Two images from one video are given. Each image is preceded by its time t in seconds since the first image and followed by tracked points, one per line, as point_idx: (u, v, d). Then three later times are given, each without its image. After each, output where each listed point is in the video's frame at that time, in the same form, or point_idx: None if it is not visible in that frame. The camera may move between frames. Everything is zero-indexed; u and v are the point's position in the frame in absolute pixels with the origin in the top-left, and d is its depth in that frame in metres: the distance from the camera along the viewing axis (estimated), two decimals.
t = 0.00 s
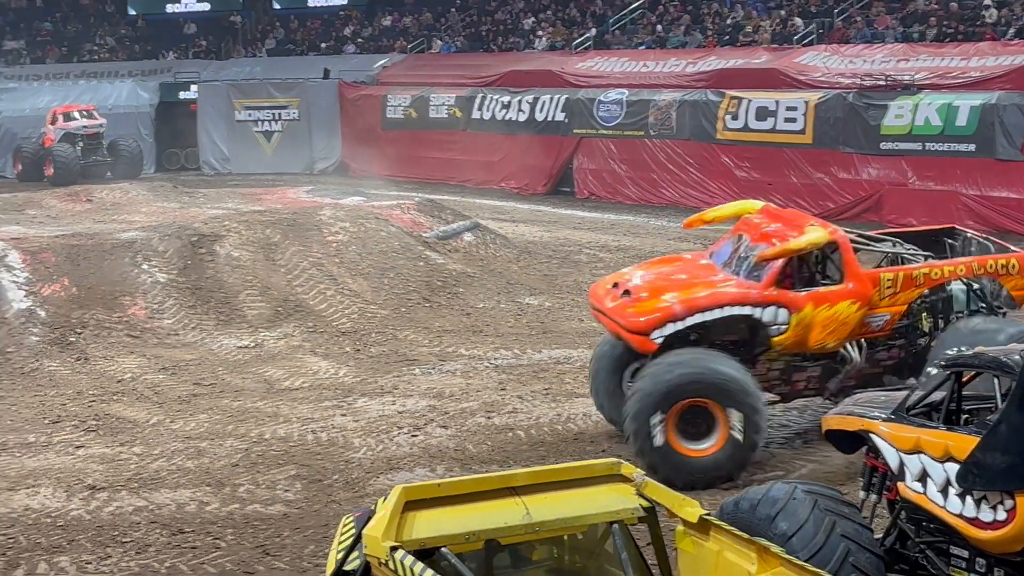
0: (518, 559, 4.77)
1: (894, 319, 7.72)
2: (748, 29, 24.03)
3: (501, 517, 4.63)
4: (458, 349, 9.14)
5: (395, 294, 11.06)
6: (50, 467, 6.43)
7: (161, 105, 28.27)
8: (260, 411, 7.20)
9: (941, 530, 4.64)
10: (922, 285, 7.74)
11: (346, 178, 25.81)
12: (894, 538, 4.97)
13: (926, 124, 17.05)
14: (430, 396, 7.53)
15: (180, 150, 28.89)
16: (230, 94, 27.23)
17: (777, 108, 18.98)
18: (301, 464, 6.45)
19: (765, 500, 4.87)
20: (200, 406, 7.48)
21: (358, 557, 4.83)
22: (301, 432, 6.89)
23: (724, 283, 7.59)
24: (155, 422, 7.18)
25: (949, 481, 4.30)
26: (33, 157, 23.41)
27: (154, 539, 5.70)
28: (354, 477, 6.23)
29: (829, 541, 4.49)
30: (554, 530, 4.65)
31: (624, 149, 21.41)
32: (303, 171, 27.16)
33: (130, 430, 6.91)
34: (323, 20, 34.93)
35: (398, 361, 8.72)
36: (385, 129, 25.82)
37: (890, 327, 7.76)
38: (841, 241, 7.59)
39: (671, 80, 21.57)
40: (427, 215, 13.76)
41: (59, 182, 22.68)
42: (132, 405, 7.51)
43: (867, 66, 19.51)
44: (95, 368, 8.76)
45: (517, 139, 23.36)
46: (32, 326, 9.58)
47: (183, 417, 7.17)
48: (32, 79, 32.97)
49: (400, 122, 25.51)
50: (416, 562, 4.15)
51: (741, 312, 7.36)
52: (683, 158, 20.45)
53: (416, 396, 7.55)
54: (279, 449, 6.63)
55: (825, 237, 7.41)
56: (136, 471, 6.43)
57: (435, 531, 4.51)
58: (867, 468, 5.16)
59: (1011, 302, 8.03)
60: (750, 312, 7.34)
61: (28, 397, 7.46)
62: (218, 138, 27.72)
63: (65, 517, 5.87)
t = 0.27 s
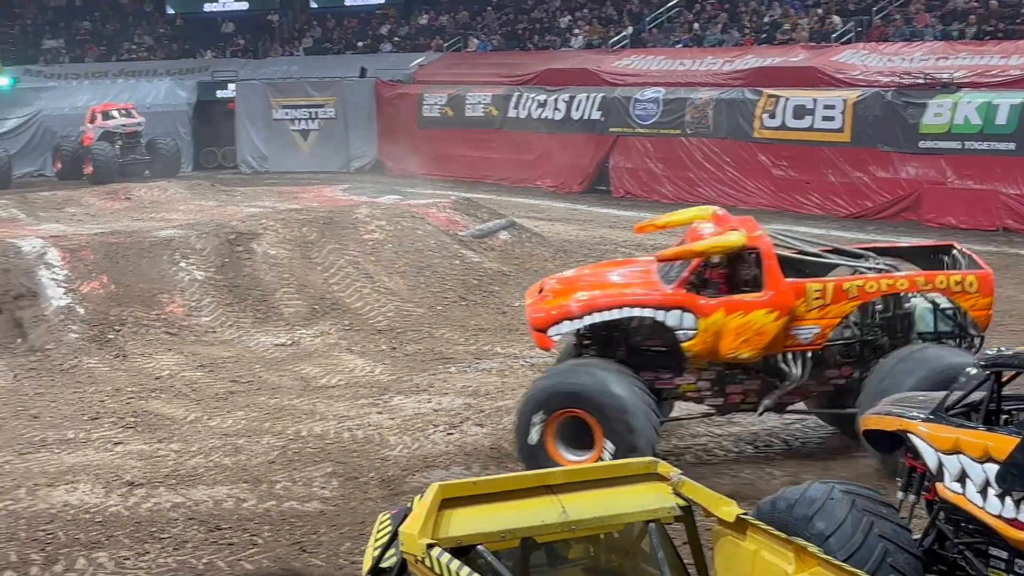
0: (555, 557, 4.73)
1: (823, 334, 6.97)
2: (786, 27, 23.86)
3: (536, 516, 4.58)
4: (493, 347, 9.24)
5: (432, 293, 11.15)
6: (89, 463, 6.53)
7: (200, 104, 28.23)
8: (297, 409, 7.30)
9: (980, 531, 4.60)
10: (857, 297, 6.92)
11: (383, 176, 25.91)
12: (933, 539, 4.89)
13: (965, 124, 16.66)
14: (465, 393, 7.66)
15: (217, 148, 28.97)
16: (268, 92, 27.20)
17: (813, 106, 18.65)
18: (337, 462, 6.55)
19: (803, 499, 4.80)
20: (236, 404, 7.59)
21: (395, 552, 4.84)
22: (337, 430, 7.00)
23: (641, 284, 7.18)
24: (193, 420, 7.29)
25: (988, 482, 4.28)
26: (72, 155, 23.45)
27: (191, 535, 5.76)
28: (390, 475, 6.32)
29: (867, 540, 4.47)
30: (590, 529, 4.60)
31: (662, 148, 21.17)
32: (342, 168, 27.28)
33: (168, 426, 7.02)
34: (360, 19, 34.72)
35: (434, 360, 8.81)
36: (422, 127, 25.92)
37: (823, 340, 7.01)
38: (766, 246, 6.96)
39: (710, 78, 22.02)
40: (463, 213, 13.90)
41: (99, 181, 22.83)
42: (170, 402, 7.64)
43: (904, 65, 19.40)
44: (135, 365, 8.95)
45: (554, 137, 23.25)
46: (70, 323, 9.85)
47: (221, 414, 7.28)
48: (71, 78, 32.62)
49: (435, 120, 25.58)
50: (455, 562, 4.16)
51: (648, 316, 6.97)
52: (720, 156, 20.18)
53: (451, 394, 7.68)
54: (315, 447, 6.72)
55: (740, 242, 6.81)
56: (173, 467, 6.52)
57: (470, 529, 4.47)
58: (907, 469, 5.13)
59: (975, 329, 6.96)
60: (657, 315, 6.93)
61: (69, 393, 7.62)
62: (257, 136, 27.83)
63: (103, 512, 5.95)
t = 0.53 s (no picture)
0: (595, 557, 4.56)
1: (715, 357, 6.90)
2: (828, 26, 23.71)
3: (576, 515, 4.55)
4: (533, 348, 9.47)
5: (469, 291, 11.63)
6: (132, 460, 6.72)
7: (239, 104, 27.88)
8: (338, 408, 7.48)
9: None
10: (751, 322, 6.85)
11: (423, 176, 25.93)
12: (975, 541, 4.85)
13: (1010, 123, 16.67)
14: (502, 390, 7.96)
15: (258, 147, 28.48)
16: (308, 92, 26.92)
17: (856, 104, 18.47)
18: (377, 459, 6.79)
19: (845, 500, 4.75)
20: (278, 402, 7.82)
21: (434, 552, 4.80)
22: (379, 426, 7.27)
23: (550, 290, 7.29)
24: (234, 418, 7.48)
25: None
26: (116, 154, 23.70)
27: (233, 532, 5.86)
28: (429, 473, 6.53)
29: (909, 542, 4.44)
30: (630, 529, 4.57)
31: (704, 147, 20.96)
32: (382, 168, 27.05)
33: (211, 424, 7.23)
34: (400, 18, 34.37)
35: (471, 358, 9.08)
36: (461, 126, 25.77)
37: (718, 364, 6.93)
38: (666, 262, 6.96)
39: (750, 79, 21.93)
40: (503, 213, 14.34)
41: (141, 179, 23.09)
42: (212, 399, 7.88)
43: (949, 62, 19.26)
44: (176, 363, 9.41)
45: (594, 136, 23.07)
46: (114, 321, 10.27)
47: (262, 412, 7.46)
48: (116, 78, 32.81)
49: (475, 119, 25.47)
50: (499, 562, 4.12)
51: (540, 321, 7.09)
52: (762, 156, 20.03)
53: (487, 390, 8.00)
54: (355, 446, 6.90)
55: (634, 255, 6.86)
56: (215, 464, 6.70)
57: (512, 528, 4.44)
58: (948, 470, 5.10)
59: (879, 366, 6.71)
60: (548, 321, 7.03)
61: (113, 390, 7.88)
62: (296, 135, 27.52)
63: (146, 508, 6.08)
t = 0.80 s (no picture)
0: (643, 556, 4.43)
1: (598, 369, 6.69)
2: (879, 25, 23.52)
3: (625, 515, 4.47)
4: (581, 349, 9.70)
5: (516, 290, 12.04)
6: (182, 458, 6.87)
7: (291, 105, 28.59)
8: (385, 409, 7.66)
9: None
10: (627, 335, 6.58)
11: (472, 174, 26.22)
12: None
13: None
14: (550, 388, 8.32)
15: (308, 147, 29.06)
16: (358, 92, 27.19)
17: (907, 104, 18.29)
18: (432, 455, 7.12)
19: (895, 501, 4.66)
20: (327, 402, 8.01)
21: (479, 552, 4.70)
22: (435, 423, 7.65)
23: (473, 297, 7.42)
24: (283, 416, 7.65)
25: None
26: (167, 154, 24.09)
27: (282, 530, 5.90)
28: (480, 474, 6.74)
29: (963, 545, 4.35)
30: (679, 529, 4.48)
31: (754, 147, 20.89)
32: (430, 167, 27.42)
33: (260, 423, 7.42)
34: (449, 17, 34.96)
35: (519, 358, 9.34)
36: (510, 126, 26.11)
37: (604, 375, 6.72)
38: (558, 272, 6.88)
39: (800, 77, 21.36)
40: (550, 210, 14.60)
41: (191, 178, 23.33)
42: (262, 398, 8.11)
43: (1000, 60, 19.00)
44: (225, 361, 9.80)
45: (641, 135, 23.12)
46: (165, 320, 10.85)
47: (311, 411, 7.63)
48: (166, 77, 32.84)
49: (524, 119, 25.79)
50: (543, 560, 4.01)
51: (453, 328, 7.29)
52: (812, 155, 19.88)
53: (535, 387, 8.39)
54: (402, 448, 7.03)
55: (523, 266, 6.84)
56: (264, 462, 6.86)
57: (562, 528, 4.36)
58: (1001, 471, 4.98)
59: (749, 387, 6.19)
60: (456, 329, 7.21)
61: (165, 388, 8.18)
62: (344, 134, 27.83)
63: (196, 506, 6.14)
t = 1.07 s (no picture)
0: (686, 559, 4.41)
1: (509, 359, 6.87)
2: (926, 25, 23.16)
3: (666, 517, 4.45)
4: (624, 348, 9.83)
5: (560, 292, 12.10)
6: (226, 457, 6.96)
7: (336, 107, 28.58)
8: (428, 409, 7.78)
9: None
10: (527, 325, 6.73)
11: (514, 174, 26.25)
12: None
13: None
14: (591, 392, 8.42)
15: (351, 148, 28.78)
16: (400, 93, 27.27)
17: (954, 104, 18.08)
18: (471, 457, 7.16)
19: (940, 504, 4.48)
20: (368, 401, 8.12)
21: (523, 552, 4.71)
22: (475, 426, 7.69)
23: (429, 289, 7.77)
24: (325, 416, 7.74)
25: None
26: (211, 155, 24.11)
27: (324, 529, 5.92)
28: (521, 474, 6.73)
29: (1009, 552, 4.22)
30: (720, 533, 4.44)
31: (797, 148, 20.78)
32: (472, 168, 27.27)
33: (302, 423, 7.51)
34: (492, 18, 34.58)
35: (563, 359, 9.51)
36: (552, 127, 26.05)
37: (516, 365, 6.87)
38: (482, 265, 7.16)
39: (845, 76, 21.19)
40: (593, 211, 14.67)
41: (236, 178, 23.38)
42: (303, 397, 8.22)
43: None
44: (269, 362, 10.01)
45: (684, 137, 23.10)
46: (209, 320, 11.13)
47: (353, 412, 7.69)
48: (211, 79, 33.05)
49: (566, 120, 25.78)
50: (586, 562, 4.00)
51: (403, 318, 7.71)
52: (856, 156, 19.79)
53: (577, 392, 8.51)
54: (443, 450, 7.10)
55: (448, 257, 7.10)
56: (306, 461, 6.92)
57: (605, 529, 4.36)
58: None
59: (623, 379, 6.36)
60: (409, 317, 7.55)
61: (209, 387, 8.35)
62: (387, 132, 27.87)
63: (239, 505, 6.18)
